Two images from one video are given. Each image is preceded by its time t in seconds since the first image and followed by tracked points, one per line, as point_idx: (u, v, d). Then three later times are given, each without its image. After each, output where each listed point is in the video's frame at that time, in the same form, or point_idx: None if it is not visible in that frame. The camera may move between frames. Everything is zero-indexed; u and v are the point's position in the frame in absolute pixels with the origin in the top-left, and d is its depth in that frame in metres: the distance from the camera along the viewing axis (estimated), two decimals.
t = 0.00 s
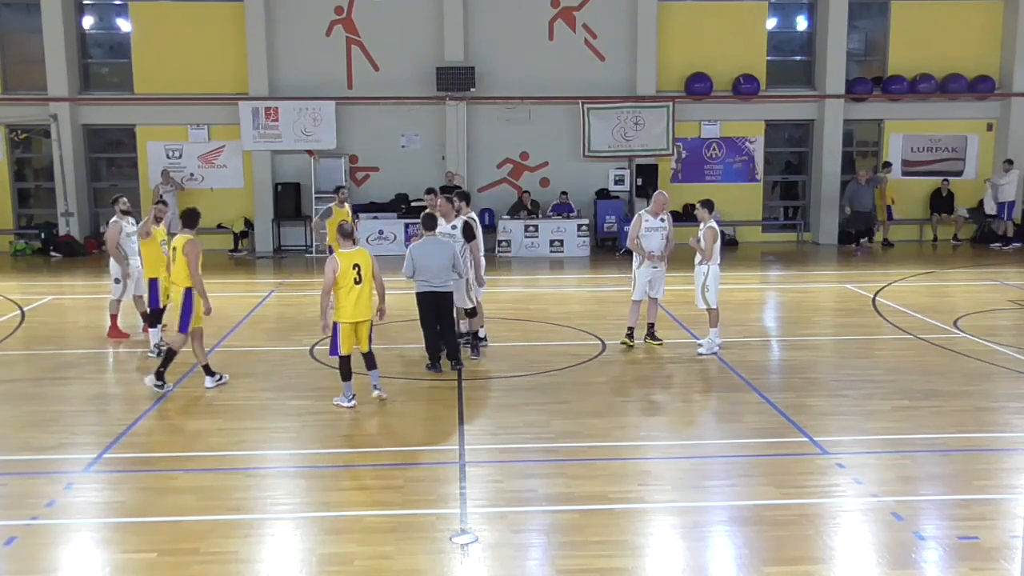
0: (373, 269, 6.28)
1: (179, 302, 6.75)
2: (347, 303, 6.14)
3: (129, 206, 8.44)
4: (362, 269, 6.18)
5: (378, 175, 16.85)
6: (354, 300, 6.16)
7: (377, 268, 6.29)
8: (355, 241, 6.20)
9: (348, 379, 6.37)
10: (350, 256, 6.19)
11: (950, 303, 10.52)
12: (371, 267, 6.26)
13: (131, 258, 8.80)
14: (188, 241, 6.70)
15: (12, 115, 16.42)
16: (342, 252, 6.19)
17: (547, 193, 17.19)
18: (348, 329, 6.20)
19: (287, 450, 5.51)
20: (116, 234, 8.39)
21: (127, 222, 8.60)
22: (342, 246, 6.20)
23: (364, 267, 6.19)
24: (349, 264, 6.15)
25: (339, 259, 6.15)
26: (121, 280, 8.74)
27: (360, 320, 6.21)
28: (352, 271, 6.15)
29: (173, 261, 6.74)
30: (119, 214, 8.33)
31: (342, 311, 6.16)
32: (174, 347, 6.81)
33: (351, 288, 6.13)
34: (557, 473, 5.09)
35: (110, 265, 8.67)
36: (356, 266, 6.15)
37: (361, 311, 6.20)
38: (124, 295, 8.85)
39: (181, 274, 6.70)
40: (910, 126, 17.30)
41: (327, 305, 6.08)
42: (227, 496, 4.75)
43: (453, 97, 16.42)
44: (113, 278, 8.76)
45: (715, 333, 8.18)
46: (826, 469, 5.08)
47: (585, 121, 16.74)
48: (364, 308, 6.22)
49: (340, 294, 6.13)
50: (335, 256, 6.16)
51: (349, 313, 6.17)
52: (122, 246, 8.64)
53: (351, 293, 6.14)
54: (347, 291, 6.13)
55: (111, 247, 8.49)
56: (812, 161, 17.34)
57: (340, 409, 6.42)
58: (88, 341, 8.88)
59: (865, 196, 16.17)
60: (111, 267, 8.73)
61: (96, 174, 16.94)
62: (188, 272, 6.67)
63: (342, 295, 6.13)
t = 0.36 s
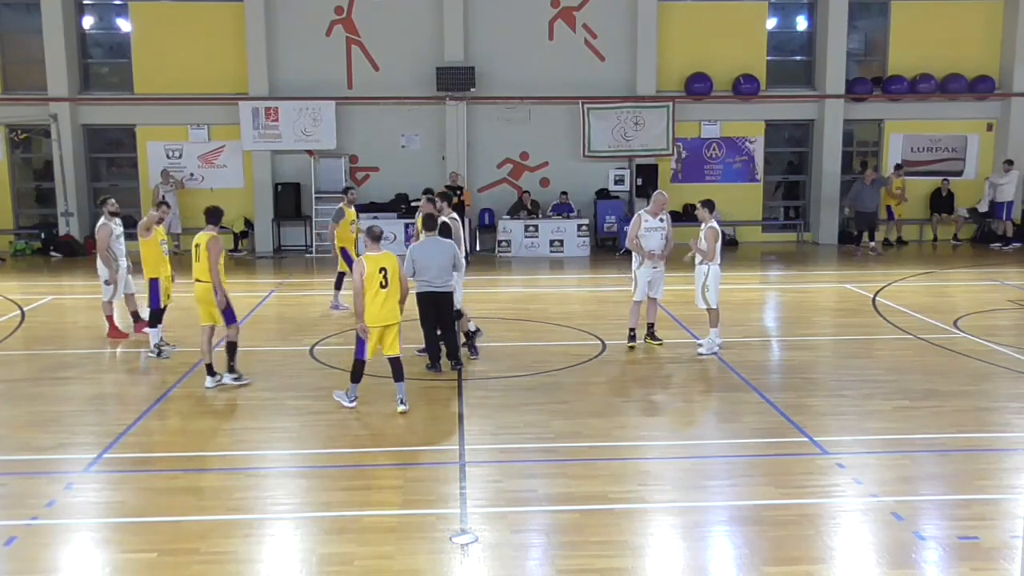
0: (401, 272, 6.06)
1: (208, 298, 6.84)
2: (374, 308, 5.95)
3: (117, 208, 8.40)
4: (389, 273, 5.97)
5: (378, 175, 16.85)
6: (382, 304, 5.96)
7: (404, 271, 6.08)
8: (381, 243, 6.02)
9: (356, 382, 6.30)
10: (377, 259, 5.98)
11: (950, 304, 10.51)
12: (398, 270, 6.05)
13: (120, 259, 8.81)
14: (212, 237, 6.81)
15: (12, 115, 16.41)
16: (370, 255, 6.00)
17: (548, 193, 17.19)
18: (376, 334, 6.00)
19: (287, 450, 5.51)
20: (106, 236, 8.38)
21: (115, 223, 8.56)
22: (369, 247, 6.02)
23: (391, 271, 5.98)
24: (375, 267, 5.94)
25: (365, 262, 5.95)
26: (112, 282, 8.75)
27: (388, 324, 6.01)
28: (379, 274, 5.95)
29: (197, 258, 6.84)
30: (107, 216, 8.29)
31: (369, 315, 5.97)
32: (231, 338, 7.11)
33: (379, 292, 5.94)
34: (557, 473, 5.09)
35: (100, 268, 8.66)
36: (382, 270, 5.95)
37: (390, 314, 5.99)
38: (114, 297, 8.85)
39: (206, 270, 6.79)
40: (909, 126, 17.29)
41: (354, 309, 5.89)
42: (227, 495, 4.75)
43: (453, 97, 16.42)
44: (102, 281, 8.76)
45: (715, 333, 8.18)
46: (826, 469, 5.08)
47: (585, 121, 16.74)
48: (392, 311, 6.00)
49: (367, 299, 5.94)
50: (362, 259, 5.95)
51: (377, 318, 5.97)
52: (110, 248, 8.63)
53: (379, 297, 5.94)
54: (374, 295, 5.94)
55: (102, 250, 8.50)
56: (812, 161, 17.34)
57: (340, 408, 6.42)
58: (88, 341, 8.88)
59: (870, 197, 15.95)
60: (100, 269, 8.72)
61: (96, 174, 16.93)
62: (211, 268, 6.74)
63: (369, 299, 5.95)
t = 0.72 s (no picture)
0: (417, 273, 6.00)
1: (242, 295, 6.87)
2: (390, 308, 5.88)
3: (106, 206, 8.39)
4: (405, 272, 5.91)
5: (378, 175, 16.86)
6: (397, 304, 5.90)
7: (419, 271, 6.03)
8: (398, 243, 5.97)
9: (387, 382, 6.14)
10: (393, 258, 5.92)
11: (950, 303, 10.51)
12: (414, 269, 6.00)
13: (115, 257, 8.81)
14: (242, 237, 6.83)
15: (12, 115, 16.42)
16: (386, 254, 5.94)
17: (547, 193, 17.19)
18: (391, 335, 5.93)
19: (287, 450, 5.51)
20: (100, 236, 8.39)
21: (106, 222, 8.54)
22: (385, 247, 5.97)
23: (407, 271, 5.92)
24: (392, 266, 5.88)
25: (382, 262, 5.89)
26: (109, 282, 8.73)
27: (403, 324, 5.94)
28: (395, 274, 5.89)
29: (227, 257, 6.80)
30: (98, 216, 8.27)
31: (383, 315, 5.89)
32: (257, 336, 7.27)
33: (394, 291, 5.88)
34: (557, 473, 5.09)
35: (97, 269, 8.64)
36: (398, 270, 5.89)
37: (404, 315, 5.93)
38: (113, 295, 8.86)
39: (240, 268, 6.81)
40: (909, 126, 17.29)
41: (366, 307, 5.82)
42: (227, 496, 4.75)
43: (453, 97, 16.42)
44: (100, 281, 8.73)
45: (715, 333, 8.17)
46: (826, 469, 5.08)
47: (585, 121, 16.74)
48: (406, 312, 5.94)
49: (383, 299, 5.87)
50: (378, 258, 5.90)
51: (392, 318, 5.90)
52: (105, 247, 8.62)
53: (394, 297, 5.88)
54: (390, 295, 5.87)
55: (97, 251, 8.47)
56: (812, 161, 17.34)
57: (340, 409, 6.42)
58: (88, 341, 8.88)
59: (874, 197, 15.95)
60: (95, 270, 8.68)
61: (96, 174, 16.94)
62: (248, 264, 6.78)
63: (385, 299, 5.87)
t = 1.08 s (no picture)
0: (422, 276, 5.79)
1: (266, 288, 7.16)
2: (396, 313, 5.66)
3: (97, 206, 8.43)
4: (410, 276, 5.71)
5: (378, 175, 16.86)
6: (404, 309, 5.68)
7: (424, 273, 5.82)
8: (402, 246, 5.74)
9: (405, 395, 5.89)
10: (396, 263, 5.71)
11: (950, 303, 10.51)
12: (419, 272, 5.79)
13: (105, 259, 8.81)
14: (262, 232, 7.15)
15: (12, 115, 16.42)
16: (388, 258, 5.74)
17: (547, 193, 17.19)
18: (399, 341, 5.71)
19: (286, 450, 5.50)
20: (93, 235, 8.41)
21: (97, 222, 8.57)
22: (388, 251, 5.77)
23: (411, 274, 5.71)
24: (395, 271, 5.67)
25: (385, 266, 5.69)
26: (101, 282, 8.73)
27: (410, 329, 5.72)
28: (400, 279, 5.68)
29: (250, 252, 7.04)
30: (89, 215, 8.27)
31: (390, 321, 5.67)
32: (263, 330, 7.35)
33: (400, 297, 5.66)
34: (557, 473, 5.09)
35: (88, 270, 8.61)
36: (402, 274, 5.68)
37: (412, 320, 5.71)
38: (105, 296, 8.84)
39: (264, 260, 7.09)
40: (909, 126, 17.29)
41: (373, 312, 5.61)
42: (227, 495, 4.75)
43: (453, 97, 16.42)
44: (91, 282, 8.70)
45: (716, 333, 8.17)
46: (826, 469, 5.08)
47: (585, 121, 16.74)
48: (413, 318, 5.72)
49: (389, 304, 5.65)
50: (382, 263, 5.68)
51: (399, 324, 5.68)
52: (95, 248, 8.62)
53: (400, 302, 5.67)
54: (396, 301, 5.66)
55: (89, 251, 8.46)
56: (812, 161, 17.35)
57: (340, 409, 6.42)
58: (89, 341, 8.88)
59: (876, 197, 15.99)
60: (87, 270, 8.66)
61: (97, 174, 16.94)
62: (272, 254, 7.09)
63: (391, 305, 5.66)
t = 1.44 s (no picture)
0: (429, 277, 5.75)
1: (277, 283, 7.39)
2: (403, 315, 5.61)
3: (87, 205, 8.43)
4: (416, 277, 5.66)
5: (378, 175, 16.86)
6: (411, 311, 5.63)
7: (430, 274, 5.77)
8: (407, 247, 5.70)
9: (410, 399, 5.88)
10: (402, 264, 5.68)
11: (950, 303, 10.51)
12: (425, 273, 5.75)
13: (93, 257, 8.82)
14: (272, 229, 7.37)
15: (12, 115, 16.42)
16: (393, 260, 5.71)
17: (548, 193, 17.19)
18: (406, 343, 5.66)
19: (286, 450, 5.51)
20: (82, 233, 8.42)
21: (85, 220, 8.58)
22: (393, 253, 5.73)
23: (418, 275, 5.68)
24: (401, 272, 5.64)
25: (390, 268, 5.64)
26: (90, 281, 8.75)
27: (418, 331, 5.67)
28: (406, 280, 5.64)
29: (263, 250, 7.30)
30: (79, 214, 8.28)
31: (398, 323, 5.62)
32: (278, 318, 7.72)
33: (407, 298, 5.62)
34: (557, 473, 5.09)
35: (75, 267, 8.63)
36: (408, 274, 5.64)
37: (420, 321, 5.66)
38: (93, 295, 8.86)
39: (275, 258, 7.33)
40: (909, 126, 17.29)
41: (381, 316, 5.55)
42: (227, 495, 4.75)
43: (453, 97, 16.43)
44: (79, 280, 8.72)
45: (716, 334, 8.17)
46: (826, 469, 5.08)
47: (585, 121, 16.74)
48: (420, 319, 5.66)
49: (396, 306, 5.61)
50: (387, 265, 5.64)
51: (406, 325, 5.63)
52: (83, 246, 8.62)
53: (407, 304, 5.62)
54: (403, 302, 5.61)
55: (77, 250, 8.47)
56: (812, 160, 17.35)
57: (341, 409, 6.42)
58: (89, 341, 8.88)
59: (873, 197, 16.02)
60: (74, 269, 8.67)
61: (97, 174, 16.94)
62: (284, 254, 7.32)
63: (398, 307, 5.61)
